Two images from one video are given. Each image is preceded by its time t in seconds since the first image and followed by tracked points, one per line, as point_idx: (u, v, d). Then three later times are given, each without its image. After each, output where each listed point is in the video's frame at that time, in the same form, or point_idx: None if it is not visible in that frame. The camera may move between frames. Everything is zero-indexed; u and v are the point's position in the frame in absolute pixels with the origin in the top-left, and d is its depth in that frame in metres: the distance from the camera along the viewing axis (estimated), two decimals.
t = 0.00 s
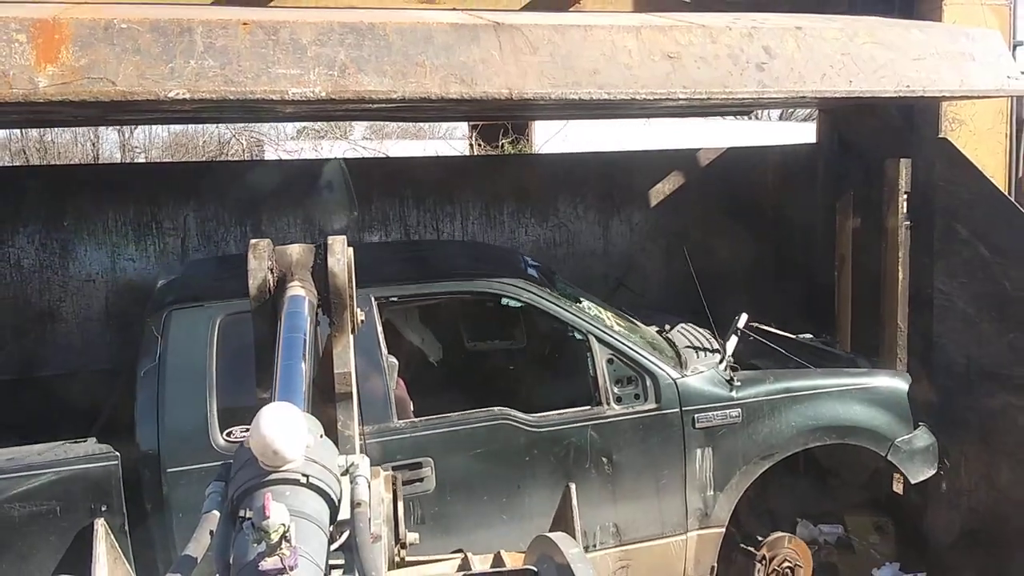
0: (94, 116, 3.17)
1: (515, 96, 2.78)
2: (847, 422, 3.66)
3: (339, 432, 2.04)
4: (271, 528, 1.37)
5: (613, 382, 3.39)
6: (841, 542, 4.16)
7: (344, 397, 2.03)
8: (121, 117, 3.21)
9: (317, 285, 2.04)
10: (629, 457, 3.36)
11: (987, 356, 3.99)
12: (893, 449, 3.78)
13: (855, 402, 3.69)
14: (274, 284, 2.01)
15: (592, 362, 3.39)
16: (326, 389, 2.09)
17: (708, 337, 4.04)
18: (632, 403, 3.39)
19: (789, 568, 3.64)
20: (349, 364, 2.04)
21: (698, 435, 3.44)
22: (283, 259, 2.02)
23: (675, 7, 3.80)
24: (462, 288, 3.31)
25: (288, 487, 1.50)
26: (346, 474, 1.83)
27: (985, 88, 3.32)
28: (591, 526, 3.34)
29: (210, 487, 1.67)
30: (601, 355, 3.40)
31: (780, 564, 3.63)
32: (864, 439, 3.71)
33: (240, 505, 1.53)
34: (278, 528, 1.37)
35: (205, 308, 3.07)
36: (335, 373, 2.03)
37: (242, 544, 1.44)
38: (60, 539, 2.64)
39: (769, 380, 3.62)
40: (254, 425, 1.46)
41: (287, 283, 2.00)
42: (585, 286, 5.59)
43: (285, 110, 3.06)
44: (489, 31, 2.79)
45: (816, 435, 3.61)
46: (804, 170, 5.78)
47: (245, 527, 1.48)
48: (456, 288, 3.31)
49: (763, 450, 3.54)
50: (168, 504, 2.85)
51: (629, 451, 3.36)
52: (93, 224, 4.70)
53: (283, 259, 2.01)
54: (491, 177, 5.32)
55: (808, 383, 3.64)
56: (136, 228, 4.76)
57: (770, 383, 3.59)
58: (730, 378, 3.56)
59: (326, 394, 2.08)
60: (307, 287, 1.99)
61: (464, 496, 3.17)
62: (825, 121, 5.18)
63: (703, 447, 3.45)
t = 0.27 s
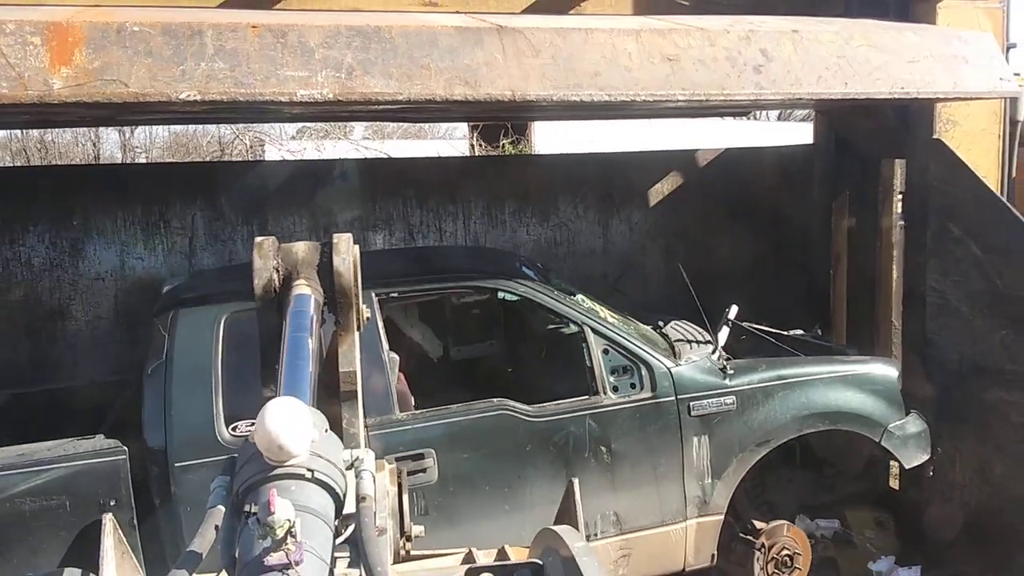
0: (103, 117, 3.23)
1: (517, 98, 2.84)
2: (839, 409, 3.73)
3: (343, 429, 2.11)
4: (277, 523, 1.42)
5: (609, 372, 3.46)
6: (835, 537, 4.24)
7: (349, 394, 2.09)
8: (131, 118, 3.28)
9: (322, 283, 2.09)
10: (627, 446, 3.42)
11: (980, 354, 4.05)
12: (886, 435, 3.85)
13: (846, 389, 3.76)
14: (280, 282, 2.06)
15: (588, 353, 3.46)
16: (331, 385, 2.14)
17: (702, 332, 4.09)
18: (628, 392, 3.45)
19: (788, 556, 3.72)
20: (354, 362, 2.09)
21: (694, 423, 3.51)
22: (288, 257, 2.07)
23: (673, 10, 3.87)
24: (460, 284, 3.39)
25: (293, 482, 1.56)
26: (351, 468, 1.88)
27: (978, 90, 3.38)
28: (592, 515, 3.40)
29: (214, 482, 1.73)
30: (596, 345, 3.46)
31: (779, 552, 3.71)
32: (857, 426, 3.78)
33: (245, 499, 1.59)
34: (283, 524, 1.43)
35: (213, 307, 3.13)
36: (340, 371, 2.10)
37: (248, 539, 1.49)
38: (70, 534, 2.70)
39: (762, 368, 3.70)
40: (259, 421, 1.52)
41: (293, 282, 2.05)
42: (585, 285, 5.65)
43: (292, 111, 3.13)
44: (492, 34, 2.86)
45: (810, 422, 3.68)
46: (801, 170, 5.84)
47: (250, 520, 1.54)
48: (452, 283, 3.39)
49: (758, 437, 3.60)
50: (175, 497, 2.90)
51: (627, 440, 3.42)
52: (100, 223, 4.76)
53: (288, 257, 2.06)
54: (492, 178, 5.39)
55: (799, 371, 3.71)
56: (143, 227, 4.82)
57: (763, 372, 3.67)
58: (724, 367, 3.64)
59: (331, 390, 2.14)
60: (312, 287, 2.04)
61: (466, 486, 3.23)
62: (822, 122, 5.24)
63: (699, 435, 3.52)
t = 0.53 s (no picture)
0: (104, 117, 3.25)
1: (515, 99, 2.87)
2: (842, 425, 3.77)
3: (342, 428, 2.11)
4: (273, 520, 1.41)
5: (614, 385, 3.49)
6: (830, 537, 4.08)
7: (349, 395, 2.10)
8: (131, 119, 3.30)
9: (318, 282, 2.08)
10: (630, 460, 3.45)
11: (974, 355, 4.08)
12: (887, 451, 3.87)
13: (850, 407, 3.80)
14: (276, 281, 2.04)
15: (594, 367, 3.50)
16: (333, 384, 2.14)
17: (705, 342, 4.09)
18: (633, 406, 3.49)
19: (786, 570, 3.75)
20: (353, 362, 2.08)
21: (697, 438, 3.54)
22: (284, 255, 2.05)
23: (669, 12, 3.90)
24: (465, 293, 3.40)
25: (292, 477, 1.57)
26: (349, 463, 1.86)
27: (971, 92, 3.41)
28: (593, 527, 3.44)
29: (214, 477, 1.76)
30: (602, 359, 3.50)
31: (777, 565, 3.74)
32: (858, 443, 3.82)
33: (243, 494, 1.59)
34: (281, 521, 1.41)
35: (216, 310, 3.15)
36: (339, 371, 2.06)
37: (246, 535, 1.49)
38: (74, 537, 2.72)
39: (766, 384, 3.72)
40: (257, 416, 1.52)
41: (290, 281, 2.03)
42: (583, 286, 5.67)
43: (291, 112, 3.15)
44: (490, 36, 2.88)
45: (812, 438, 3.71)
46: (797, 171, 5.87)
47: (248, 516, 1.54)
48: (458, 293, 3.40)
49: (761, 453, 3.63)
50: (180, 499, 2.93)
51: (630, 454, 3.45)
52: (99, 224, 4.78)
53: (284, 256, 2.04)
54: (489, 178, 5.41)
55: (804, 387, 3.74)
56: (142, 228, 4.83)
57: (767, 387, 3.69)
58: (729, 382, 3.66)
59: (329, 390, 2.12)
60: (309, 286, 2.02)
61: (470, 497, 3.25)
62: (817, 123, 5.28)
63: (703, 449, 3.55)
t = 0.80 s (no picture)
0: (102, 120, 3.27)
1: (511, 102, 2.88)
2: (831, 415, 3.82)
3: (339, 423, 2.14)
4: (268, 515, 1.38)
5: (606, 377, 3.53)
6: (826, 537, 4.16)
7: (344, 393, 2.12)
8: (129, 122, 3.32)
9: (314, 280, 2.09)
10: (623, 453, 3.47)
11: (967, 355, 4.10)
12: (879, 441, 3.94)
13: (839, 397, 3.86)
14: (272, 279, 2.05)
15: (585, 359, 3.53)
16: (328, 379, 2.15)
17: (696, 337, 4.13)
18: (625, 398, 3.52)
19: (780, 562, 3.81)
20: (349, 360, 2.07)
21: (689, 429, 3.58)
22: (279, 253, 2.05)
23: (665, 15, 3.93)
24: (457, 289, 3.45)
25: (286, 472, 1.51)
26: (344, 457, 1.91)
27: (964, 94, 3.43)
28: (588, 519, 3.46)
29: (207, 471, 1.70)
30: (594, 352, 3.53)
31: (772, 558, 3.79)
32: (849, 433, 3.87)
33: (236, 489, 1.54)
34: (275, 517, 1.38)
35: (210, 308, 3.17)
36: (334, 370, 2.06)
37: (239, 531, 1.44)
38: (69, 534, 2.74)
39: (756, 374, 3.78)
40: (251, 410, 1.48)
41: (285, 278, 2.04)
42: (579, 286, 5.69)
43: (289, 114, 3.17)
44: (486, 40, 2.92)
45: (802, 428, 3.77)
46: (792, 172, 5.90)
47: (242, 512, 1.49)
48: (450, 289, 3.45)
49: (752, 443, 3.67)
50: (174, 498, 2.93)
51: (623, 446, 3.47)
52: (96, 225, 4.79)
53: (279, 254, 2.05)
54: (486, 179, 5.43)
55: (792, 378, 3.80)
56: (139, 229, 4.84)
57: (756, 378, 3.74)
58: (719, 373, 3.70)
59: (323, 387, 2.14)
60: (304, 283, 2.02)
61: (464, 490, 3.27)
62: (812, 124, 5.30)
63: (694, 441, 3.59)
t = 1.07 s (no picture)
0: (99, 120, 3.26)
1: (510, 103, 2.88)
2: (830, 418, 3.82)
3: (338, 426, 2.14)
4: (266, 516, 1.36)
5: (605, 380, 3.52)
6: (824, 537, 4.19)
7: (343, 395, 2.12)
8: (126, 122, 3.31)
9: (310, 280, 2.04)
10: (621, 455, 3.47)
11: (965, 356, 4.10)
12: (877, 444, 3.94)
13: (838, 400, 3.86)
14: (267, 278, 2.01)
15: (584, 361, 3.52)
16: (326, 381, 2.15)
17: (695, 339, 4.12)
18: (623, 400, 3.52)
19: (778, 564, 3.79)
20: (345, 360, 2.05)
21: (688, 431, 3.57)
22: (275, 252, 2.00)
23: (663, 15, 3.92)
24: (456, 290, 3.45)
25: (284, 472, 1.50)
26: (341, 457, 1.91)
27: (963, 94, 3.43)
28: (586, 521, 3.45)
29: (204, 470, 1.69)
30: (592, 354, 3.52)
31: (770, 560, 3.78)
32: (848, 435, 3.87)
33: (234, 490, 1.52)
34: (273, 517, 1.36)
35: (208, 309, 3.15)
36: (330, 369, 2.06)
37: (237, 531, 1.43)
38: (68, 535, 2.73)
39: (755, 377, 3.77)
40: (249, 409, 1.46)
41: (281, 277, 1.99)
42: (577, 287, 5.69)
43: (287, 115, 3.16)
44: (485, 40, 2.91)
45: (801, 431, 3.76)
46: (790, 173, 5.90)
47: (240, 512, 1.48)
48: (449, 290, 3.44)
49: (750, 446, 3.67)
50: (173, 498, 2.94)
51: (622, 448, 3.47)
52: (93, 225, 4.78)
53: (275, 252, 2.00)
54: (484, 180, 5.43)
55: (791, 381, 3.79)
56: (137, 229, 4.83)
57: (755, 381, 3.74)
58: (718, 376, 3.70)
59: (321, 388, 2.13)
60: (301, 283, 1.95)
61: (463, 492, 3.27)
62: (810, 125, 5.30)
63: (693, 443, 3.58)
